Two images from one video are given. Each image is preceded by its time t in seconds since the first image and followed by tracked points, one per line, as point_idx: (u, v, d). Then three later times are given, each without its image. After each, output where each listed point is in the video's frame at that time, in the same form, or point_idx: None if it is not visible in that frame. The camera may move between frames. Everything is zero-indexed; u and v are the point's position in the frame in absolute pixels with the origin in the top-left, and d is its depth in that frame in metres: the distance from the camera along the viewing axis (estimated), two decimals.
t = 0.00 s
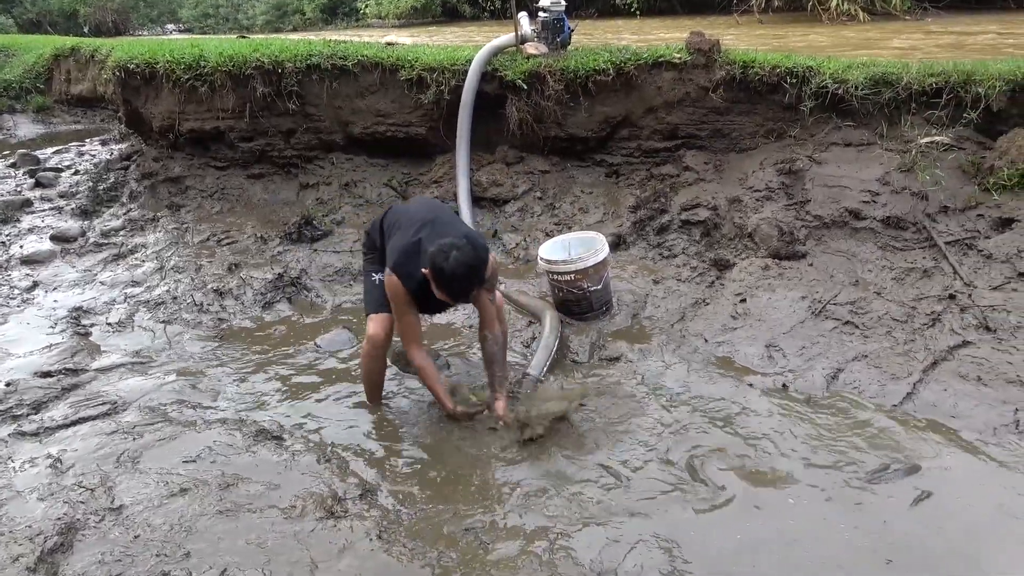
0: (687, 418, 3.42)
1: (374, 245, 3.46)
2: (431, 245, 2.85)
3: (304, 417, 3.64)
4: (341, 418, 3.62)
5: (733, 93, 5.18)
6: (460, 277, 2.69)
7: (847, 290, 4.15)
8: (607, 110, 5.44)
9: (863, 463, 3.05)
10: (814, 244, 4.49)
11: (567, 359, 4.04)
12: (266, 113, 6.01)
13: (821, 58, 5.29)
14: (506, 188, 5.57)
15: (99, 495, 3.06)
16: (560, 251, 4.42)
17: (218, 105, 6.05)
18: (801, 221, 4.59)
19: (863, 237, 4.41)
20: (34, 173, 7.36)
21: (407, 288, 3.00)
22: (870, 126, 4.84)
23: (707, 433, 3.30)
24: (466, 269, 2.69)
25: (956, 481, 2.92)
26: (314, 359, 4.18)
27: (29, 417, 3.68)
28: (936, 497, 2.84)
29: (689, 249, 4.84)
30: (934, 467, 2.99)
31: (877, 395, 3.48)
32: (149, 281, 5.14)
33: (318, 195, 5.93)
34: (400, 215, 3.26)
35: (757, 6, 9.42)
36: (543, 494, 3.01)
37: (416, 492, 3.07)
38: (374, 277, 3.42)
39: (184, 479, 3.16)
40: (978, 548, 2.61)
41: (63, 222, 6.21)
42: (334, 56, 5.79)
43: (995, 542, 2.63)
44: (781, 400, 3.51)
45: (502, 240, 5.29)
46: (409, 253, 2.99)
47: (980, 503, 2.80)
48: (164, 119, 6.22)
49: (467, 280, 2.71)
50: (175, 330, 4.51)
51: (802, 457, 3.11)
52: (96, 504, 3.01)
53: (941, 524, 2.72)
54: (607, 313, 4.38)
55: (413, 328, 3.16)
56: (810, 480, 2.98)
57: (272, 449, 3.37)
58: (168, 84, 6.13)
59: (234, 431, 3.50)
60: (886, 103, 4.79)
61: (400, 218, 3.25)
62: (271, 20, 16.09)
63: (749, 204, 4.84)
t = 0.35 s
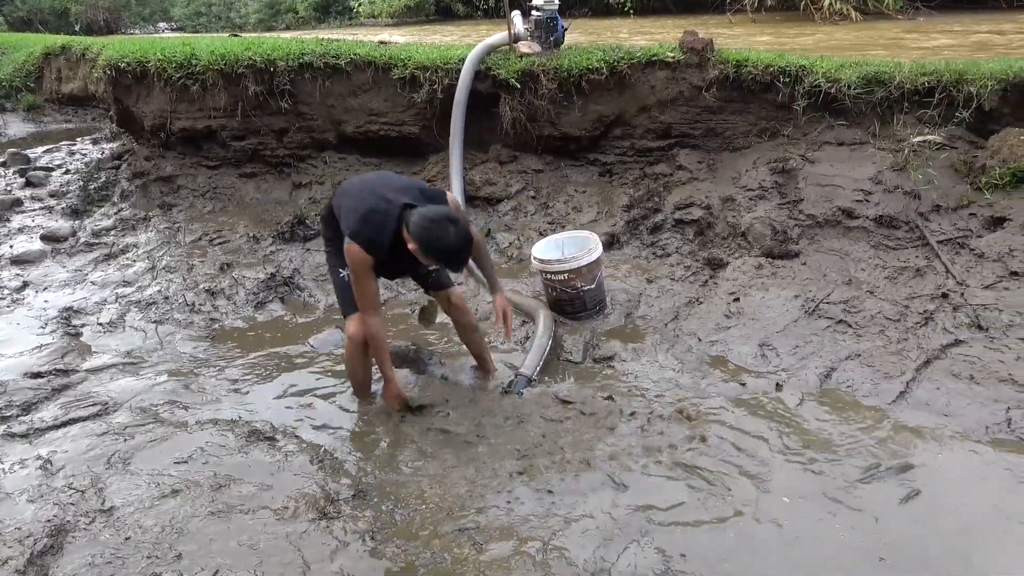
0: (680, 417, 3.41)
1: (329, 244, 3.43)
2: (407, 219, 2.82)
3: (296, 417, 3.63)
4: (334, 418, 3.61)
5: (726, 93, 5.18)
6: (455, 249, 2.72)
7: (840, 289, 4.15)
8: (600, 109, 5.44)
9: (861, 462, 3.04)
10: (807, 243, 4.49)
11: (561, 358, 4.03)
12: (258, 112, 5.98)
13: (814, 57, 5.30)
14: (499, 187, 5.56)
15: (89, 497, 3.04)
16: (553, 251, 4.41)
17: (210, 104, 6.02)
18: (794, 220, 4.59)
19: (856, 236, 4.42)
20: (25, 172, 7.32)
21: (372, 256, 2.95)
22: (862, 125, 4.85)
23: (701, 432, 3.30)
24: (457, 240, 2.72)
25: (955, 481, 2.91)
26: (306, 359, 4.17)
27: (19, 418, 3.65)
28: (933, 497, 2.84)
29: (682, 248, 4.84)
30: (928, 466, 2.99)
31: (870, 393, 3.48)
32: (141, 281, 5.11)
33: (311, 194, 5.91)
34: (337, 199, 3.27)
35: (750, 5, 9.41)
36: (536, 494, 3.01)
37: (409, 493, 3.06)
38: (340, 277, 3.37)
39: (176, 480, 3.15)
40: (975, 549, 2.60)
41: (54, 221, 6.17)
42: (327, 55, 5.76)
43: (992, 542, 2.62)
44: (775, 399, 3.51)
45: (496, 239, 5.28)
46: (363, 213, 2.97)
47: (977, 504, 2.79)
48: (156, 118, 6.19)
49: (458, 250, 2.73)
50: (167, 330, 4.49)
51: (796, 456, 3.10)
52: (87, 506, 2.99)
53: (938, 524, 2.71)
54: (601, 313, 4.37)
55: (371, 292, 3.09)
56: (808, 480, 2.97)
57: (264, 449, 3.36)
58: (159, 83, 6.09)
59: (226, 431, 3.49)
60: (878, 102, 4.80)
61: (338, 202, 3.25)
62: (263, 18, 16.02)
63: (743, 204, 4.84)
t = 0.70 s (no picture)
0: (674, 417, 3.42)
1: (280, 266, 3.19)
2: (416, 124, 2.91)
3: (290, 417, 3.62)
4: (328, 417, 3.60)
5: (721, 92, 5.18)
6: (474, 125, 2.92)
7: (834, 289, 4.16)
8: (595, 108, 5.43)
9: (859, 462, 3.04)
10: (802, 243, 4.49)
11: (555, 358, 4.03)
12: (252, 110, 5.96)
13: (809, 57, 5.30)
14: (494, 186, 5.54)
15: (81, 497, 3.02)
16: (547, 250, 4.40)
17: (203, 102, 5.99)
18: (788, 220, 4.59)
19: (850, 236, 4.42)
20: (17, 170, 7.27)
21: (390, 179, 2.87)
22: (857, 125, 4.86)
23: (696, 433, 3.29)
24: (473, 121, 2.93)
25: (955, 482, 2.90)
26: (299, 358, 4.15)
27: (10, 418, 3.63)
28: (930, 498, 2.83)
29: (677, 247, 4.83)
30: (919, 463, 3.01)
31: (864, 393, 3.49)
32: (133, 279, 5.09)
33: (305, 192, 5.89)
34: (271, 209, 3.14)
35: (744, 5, 9.42)
36: (531, 494, 3.00)
37: (403, 492, 3.06)
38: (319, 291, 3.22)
39: (169, 480, 3.13)
40: (972, 550, 2.60)
41: (46, 219, 6.13)
42: (321, 53, 5.75)
43: (989, 542, 2.62)
44: (769, 399, 3.51)
45: (490, 238, 5.27)
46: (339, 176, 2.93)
47: (973, 504, 2.79)
48: (149, 116, 6.16)
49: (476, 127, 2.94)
50: (160, 329, 4.47)
51: (792, 456, 3.11)
52: (79, 506, 2.97)
53: (936, 525, 2.71)
54: (596, 312, 4.37)
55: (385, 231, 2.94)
56: (804, 480, 2.97)
57: (257, 449, 3.34)
58: (152, 80, 6.06)
59: (219, 431, 3.47)
60: (873, 102, 4.81)
61: (276, 209, 3.13)
62: (257, 17, 15.96)
63: (737, 203, 4.84)
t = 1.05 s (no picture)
0: (668, 415, 3.42)
1: (275, 280, 3.23)
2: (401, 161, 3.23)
3: (284, 415, 3.61)
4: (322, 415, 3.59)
5: (717, 91, 5.18)
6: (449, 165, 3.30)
7: (829, 288, 4.17)
8: (591, 107, 5.43)
9: (857, 462, 3.04)
10: (797, 242, 4.50)
11: (551, 356, 4.02)
12: (247, 107, 5.95)
13: (804, 57, 5.30)
14: (490, 184, 5.53)
15: (74, 495, 3.01)
16: (542, 249, 4.39)
17: (198, 99, 5.97)
18: (784, 219, 4.60)
19: (845, 236, 4.43)
20: (11, 167, 7.24)
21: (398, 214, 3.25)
22: (852, 125, 4.87)
23: (691, 431, 3.30)
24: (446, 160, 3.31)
25: (953, 482, 2.91)
26: (294, 356, 4.14)
27: (3, 415, 3.61)
28: (926, 497, 2.84)
29: (673, 246, 4.84)
30: (915, 464, 3.01)
31: (859, 392, 3.49)
32: (128, 277, 5.07)
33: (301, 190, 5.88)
34: (263, 224, 3.14)
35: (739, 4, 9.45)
36: (526, 493, 3.00)
37: (398, 490, 3.05)
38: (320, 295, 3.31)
39: (163, 478, 3.12)
40: (970, 550, 2.60)
41: (40, 216, 6.11)
42: (317, 50, 5.73)
43: (986, 543, 2.62)
44: (764, 398, 3.51)
45: (486, 236, 5.26)
46: (354, 200, 3.17)
47: (969, 504, 2.80)
48: (144, 113, 6.13)
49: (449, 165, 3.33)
50: (154, 327, 4.45)
51: (787, 456, 3.11)
52: (73, 504, 2.96)
53: (934, 526, 2.71)
54: (591, 311, 4.37)
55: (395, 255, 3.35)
56: (800, 480, 2.97)
57: (252, 447, 3.34)
58: (147, 77, 6.04)
59: (214, 429, 3.46)
60: (868, 102, 4.82)
61: (269, 224, 3.15)
62: (253, 13, 15.90)
63: (733, 202, 4.85)
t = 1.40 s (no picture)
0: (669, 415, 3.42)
1: (262, 261, 3.57)
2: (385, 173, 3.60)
3: (284, 413, 3.61)
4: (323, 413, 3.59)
5: (717, 90, 5.18)
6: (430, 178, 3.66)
7: (829, 287, 4.17)
8: (591, 105, 5.42)
9: (856, 462, 3.04)
10: (797, 241, 4.50)
11: (551, 355, 4.02)
12: (247, 106, 5.94)
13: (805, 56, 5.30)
14: (490, 182, 5.53)
15: (74, 494, 3.01)
16: (543, 248, 4.38)
17: (198, 97, 5.96)
18: (784, 218, 4.60)
19: (846, 235, 4.43)
20: (10, 165, 7.23)
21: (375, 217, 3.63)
22: (852, 124, 4.87)
23: (691, 431, 3.29)
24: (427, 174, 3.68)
25: (952, 482, 2.91)
26: (294, 355, 4.15)
27: (3, 414, 3.61)
28: (926, 497, 2.84)
29: (673, 245, 4.83)
30: (915, 463, 3.01)
31: (859, 392, 3.49)
32: (127, 275, 5.07)
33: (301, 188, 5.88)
34: (262, 215, 3.54)
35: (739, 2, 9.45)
36: (526, 492, 3.00)
37: (399, 489, 3.06)
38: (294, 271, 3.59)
39: (163, 477, 3.12)
40: (971, 550, 2.60)
41: (40, 215, 6.10)
42: (317, 49, 5.72)
43: (986, 543, 2.62)
44: (764, 397, 3.51)
45: (486, 235, 5.26)
46: (339, 201, 3.57)
47: (969, 504, 2.79)
48: (143, 111, 6.12)
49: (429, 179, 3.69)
50: (154, 326, 4.45)
51: (787, 455, 3.11)
52: (73, 503, 2.96)
53: (934, 526, 2.71)
54: (591, 310, 4.37)
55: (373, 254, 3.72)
56: (800, 479, 2.97)
57: (252, 446, 3.34)
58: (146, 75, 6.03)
59: (214, 428, 3.46)
60: (869, 101, 4.82)
61: (267, 216, 3.55)
62: (252, 11, 15.87)
63: (733, 201, 4.85)
